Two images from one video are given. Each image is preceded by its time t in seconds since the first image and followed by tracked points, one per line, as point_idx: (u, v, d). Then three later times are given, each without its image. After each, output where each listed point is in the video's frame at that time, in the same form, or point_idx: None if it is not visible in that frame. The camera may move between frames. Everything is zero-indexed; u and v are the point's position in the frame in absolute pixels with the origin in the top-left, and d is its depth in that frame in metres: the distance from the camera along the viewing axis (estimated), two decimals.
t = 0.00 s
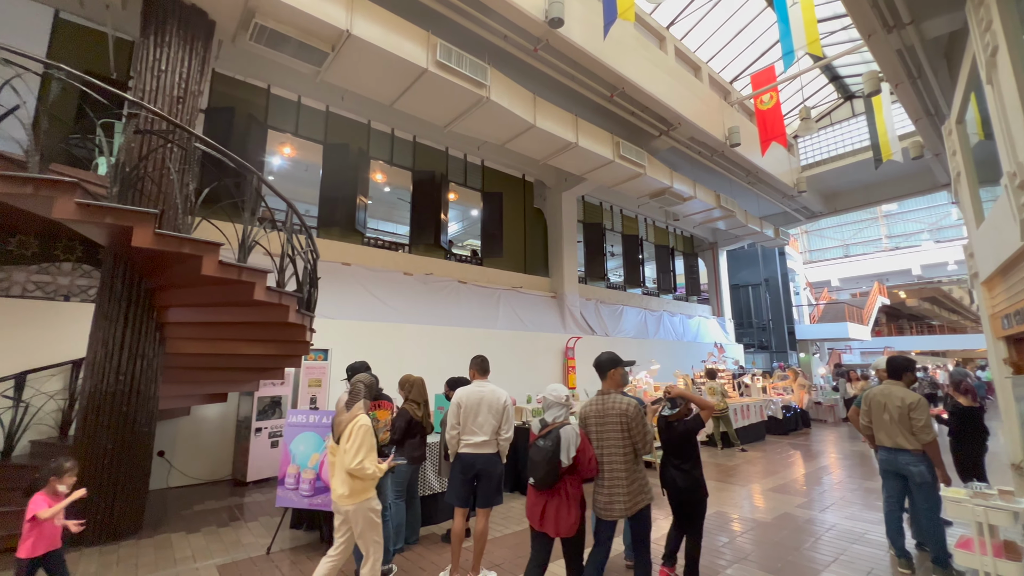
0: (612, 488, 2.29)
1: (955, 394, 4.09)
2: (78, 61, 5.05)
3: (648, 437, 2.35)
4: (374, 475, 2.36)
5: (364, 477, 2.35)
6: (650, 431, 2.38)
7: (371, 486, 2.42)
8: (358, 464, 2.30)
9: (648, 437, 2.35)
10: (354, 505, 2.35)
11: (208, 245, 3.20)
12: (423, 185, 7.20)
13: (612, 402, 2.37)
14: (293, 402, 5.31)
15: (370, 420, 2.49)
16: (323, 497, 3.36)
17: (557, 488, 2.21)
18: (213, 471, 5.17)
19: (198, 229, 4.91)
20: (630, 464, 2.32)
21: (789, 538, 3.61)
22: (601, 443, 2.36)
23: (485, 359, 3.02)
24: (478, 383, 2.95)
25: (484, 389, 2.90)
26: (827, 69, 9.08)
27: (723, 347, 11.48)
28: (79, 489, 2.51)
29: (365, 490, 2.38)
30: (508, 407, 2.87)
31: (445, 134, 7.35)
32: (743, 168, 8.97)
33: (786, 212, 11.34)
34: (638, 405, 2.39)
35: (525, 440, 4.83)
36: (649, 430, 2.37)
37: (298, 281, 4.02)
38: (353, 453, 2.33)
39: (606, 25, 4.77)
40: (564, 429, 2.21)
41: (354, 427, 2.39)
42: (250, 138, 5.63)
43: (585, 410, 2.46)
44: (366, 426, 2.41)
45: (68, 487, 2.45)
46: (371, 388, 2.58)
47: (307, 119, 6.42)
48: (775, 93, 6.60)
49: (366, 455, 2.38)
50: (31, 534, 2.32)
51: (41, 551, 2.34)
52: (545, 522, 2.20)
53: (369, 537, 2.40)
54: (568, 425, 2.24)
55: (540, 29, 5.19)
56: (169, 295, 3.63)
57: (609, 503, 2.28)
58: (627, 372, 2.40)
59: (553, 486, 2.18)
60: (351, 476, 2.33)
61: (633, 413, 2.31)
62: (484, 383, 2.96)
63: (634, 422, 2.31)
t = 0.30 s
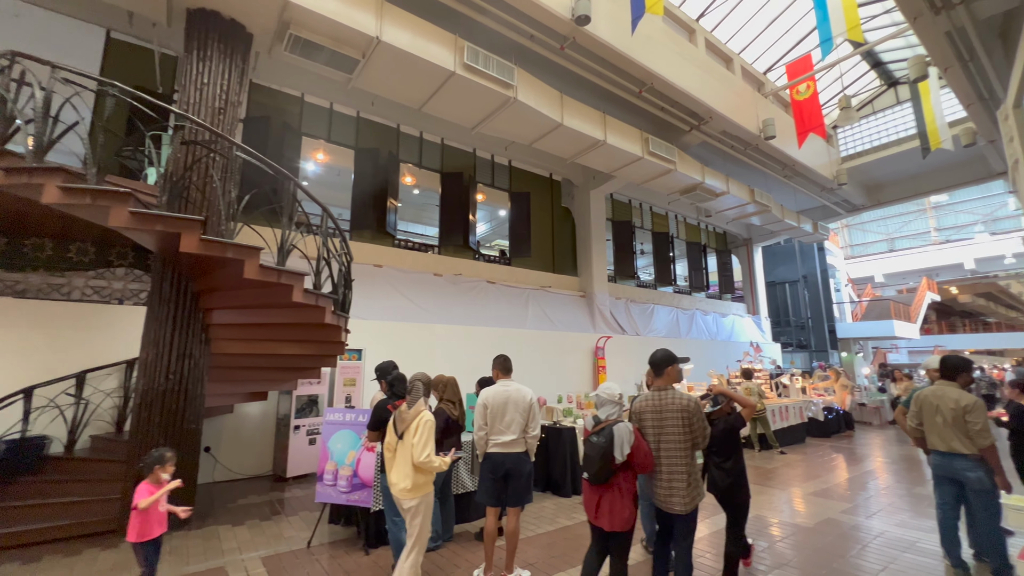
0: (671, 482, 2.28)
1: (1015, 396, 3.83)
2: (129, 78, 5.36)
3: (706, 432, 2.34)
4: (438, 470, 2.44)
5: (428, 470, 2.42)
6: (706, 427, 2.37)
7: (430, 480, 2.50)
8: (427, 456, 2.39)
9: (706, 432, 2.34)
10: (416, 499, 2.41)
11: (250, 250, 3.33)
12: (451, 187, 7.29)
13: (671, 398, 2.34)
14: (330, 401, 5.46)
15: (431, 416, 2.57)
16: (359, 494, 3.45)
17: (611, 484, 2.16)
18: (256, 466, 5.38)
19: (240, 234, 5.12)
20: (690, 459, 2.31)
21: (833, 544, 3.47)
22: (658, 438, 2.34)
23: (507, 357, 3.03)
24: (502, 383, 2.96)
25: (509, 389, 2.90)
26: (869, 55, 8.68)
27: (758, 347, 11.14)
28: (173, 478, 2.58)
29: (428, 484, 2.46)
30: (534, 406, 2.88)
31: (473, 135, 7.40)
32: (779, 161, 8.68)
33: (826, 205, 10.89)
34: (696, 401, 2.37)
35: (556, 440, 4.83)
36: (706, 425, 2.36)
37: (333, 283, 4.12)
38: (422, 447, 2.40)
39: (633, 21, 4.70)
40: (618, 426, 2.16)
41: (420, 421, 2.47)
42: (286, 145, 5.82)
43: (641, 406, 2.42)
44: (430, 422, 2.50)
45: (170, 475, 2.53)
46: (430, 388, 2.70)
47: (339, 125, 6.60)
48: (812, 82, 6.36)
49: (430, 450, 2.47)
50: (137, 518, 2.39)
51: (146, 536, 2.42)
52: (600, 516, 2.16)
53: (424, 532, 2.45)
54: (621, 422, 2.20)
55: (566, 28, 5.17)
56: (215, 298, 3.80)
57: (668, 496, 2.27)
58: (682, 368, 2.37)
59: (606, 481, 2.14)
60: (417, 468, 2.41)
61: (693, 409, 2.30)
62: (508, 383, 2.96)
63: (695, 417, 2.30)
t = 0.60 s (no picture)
0: (718, 483, 2.27)
1: None
2: (174, 92, 5.64)
3: (756, 435, 2.32)
4: (487, 469, 2.46)
5: (477, 469, 2.45)
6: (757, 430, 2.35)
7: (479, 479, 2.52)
8: (476, 456, 2.42)
9: (756, 435, 2.32)
10: (466, 495, 2.43)
11: (288, 254, 3.45)
12: (480, 189, 7.35)
13: (721, 399, 2.36)
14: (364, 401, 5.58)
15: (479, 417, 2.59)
16: (395, 492, 3.53)
17: (656, 482, 2.26)
18: (295, 463, 5.55)
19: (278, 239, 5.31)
20: (738, 461, 2.29)
21: (883, 553, 3.32)
22: (706, 438, 2.36)
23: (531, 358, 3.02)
24: (527, 384, 2.95)
25: (535, 390, 2.89)
26: (914, 39, 8.25)
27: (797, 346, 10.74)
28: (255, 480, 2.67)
29: (477, 483, 2.48)
30: (561, 406, 2.86)
31: (500, 137, 7.43)
32: (817, 153, 8.35)
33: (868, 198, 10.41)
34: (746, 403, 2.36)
35: (589, 441, 4.81)
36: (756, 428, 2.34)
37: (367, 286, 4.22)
38: (471, 447, 2.44)
39: (662, 15, 4.62)
40: (663, 426, 2.25)
41: (470, 422, 2.49)
42: (320, 152, 6.00)
43: (690, 407, 2.46)
44: (480, 422, 2.52)
45: (254, 475, 2.63)
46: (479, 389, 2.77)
47: (370, 131, 6.75)
48: (852, 70, 6.09)
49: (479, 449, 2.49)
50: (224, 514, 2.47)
51: (232, 534, 2.48)
52: (645, 512, 2.28)
53: (473, 529, 2.46)
54: (666, 423, 2.28)
55: (593, 25, 5.13)
56: (256, 302, 3.96)
57: (715, 497, 2.26)
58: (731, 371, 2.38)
59: (651, 479, 2.24)
60: (466, 467, 2.44)
61: (742, 411, 2.30)
62: (534, 384, 2.94)
63: (744, 419, 2.30)
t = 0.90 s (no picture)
0: (772, 481, 2.30)
1: None
2: (214, 105, 5.90)
3: (806, 432, 2.31)
4: (530, 466, 2.48)
5: (520, 467, 2.47)
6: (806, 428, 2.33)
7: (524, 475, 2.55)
8: (518, 453, 2.43)
9: (807, 433, 2.30)
10: (512, 490, 2.48)
11: (323, 258, 3.56)
12: (507, 190, 7.39)
13: (766, 399, 2.36)
14: (396, 401, 5.68)
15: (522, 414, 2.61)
16: (427, 491, 3.60)
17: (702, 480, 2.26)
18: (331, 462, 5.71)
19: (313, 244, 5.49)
20: (790, 459, 2.30)
21: (936, 564, 3.14)
22: (755, 438, 2.38)
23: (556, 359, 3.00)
24: (554, 385, 2.92)
25: (562, 391, 2.85)
26: (963, 21, 7.80)
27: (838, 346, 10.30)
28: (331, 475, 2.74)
29: (522, 478, 2.51)
30: (589, 407, 2.83)
31: (526, 138, 7.43)
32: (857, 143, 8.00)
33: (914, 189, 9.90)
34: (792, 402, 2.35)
35: (621, 442, 4.76)
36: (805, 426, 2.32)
37: (398, 288, 4.30)
38: (513, 444, 2.46)
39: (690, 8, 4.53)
40: (706, 426, 2.27)
41: (512, 420, 2.51)
42: (350, 158, 6.15)
43: (736, 408, 2.47)
44: (522, 420, 2.54)
45: (330, 471, 2.69)
46: (524, 386, 2.77)
47: (399, 136, 6.88)
48: (895, 56, 5.80)
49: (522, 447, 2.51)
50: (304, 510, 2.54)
51: (315, 528, 2.56)
52: (691, 509, 2.28)
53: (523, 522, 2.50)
54: (710, 423, 2.30)
55: (619, 22, 5.08)
56: (293, 305, 4.10)
57: (771, 495, 2.30)
58: (775, 370, 2.37)
59: (697, 477, 2.25)
60: (509, 464, 2.47)
61: (789, 409, 2.29)
62: (560, 386, 2.90)
63: (791, 417, 2.29)
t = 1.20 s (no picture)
0: (825, 483, 2.23)
1: None
2: (251, 116, 6.14)
3: (860, 433, 2.23)
4: (570, 464, 2.46)
5: (561, 465, 2.46)
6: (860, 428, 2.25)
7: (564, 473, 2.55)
8: (560, 452, 2.43)
9: (860, 434, 2.22)
10: (553, 488, 2.48)
11: (356, 261, 3.65)
12: (534, 191, 7.38)
13: (815, 400, 2.28)
14: (427, 401, 5.74)
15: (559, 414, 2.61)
16: (459, 490, 3.64)
17: (748, 478, 2.27)
18: (365, 460, 5.85)
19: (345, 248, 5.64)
20: (843, 460, 2.22)
21: None
22: (804, 439, 2.30)
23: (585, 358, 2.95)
24: (584, 386, 2.86)
25: (593, 392, 2.79)
26: None
27: (883, 345, 9.83)
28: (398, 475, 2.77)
29: (563, 476, 2.51)
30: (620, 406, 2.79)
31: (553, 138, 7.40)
32: (901, 132, 7.62)
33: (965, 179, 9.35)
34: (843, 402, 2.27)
35: (651, 444, 4.68)
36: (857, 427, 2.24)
37: (428, 290, 4.34)
38: (552, 442, 2.45)
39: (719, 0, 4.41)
40: (751, 424, 2.27)
41: (552, 419, 2.51)
42: (380, 163, 6.27)
43: (784, 409, 2.40)
44: (561, 419, 2.54)
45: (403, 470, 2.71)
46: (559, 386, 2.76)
47: (426, 140, 6.98)
48: (942, 40, 5.50)
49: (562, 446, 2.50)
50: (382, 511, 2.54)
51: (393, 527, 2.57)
52: (738, 509, 2.29)
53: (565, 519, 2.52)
54: (754, 421, 2.32)
55: (646, 17, 5.00)
56: (328, 308, 4.22)
57: (823, 497, 2.22)
58: (825, 370, 2.31)
59: (744, 475, 2.26)
60: (550, 463, 2.46)
61: (840, 410, 2.21)
62: (589, 387, 2.84)
63: (843, 418, 2.21)
